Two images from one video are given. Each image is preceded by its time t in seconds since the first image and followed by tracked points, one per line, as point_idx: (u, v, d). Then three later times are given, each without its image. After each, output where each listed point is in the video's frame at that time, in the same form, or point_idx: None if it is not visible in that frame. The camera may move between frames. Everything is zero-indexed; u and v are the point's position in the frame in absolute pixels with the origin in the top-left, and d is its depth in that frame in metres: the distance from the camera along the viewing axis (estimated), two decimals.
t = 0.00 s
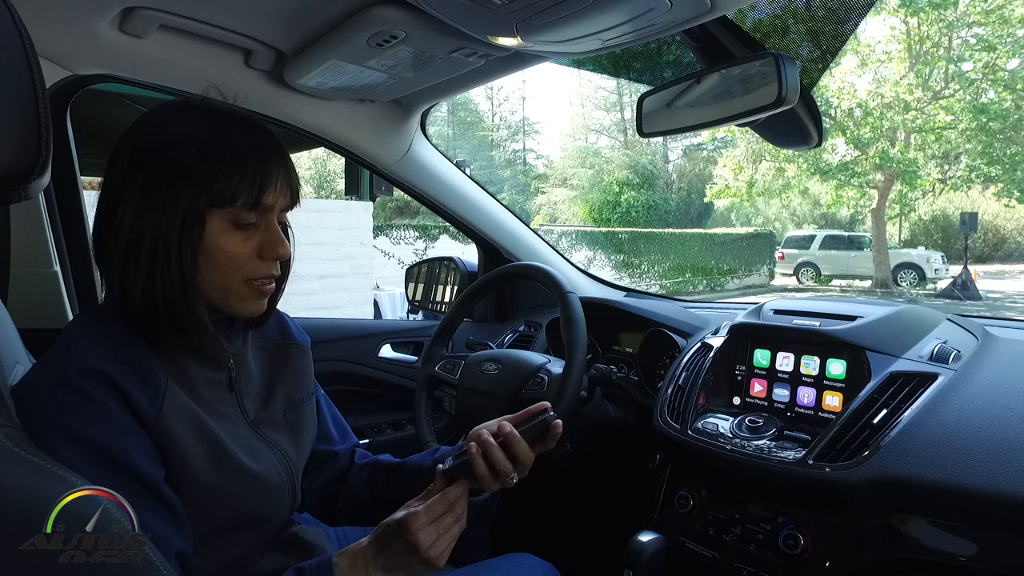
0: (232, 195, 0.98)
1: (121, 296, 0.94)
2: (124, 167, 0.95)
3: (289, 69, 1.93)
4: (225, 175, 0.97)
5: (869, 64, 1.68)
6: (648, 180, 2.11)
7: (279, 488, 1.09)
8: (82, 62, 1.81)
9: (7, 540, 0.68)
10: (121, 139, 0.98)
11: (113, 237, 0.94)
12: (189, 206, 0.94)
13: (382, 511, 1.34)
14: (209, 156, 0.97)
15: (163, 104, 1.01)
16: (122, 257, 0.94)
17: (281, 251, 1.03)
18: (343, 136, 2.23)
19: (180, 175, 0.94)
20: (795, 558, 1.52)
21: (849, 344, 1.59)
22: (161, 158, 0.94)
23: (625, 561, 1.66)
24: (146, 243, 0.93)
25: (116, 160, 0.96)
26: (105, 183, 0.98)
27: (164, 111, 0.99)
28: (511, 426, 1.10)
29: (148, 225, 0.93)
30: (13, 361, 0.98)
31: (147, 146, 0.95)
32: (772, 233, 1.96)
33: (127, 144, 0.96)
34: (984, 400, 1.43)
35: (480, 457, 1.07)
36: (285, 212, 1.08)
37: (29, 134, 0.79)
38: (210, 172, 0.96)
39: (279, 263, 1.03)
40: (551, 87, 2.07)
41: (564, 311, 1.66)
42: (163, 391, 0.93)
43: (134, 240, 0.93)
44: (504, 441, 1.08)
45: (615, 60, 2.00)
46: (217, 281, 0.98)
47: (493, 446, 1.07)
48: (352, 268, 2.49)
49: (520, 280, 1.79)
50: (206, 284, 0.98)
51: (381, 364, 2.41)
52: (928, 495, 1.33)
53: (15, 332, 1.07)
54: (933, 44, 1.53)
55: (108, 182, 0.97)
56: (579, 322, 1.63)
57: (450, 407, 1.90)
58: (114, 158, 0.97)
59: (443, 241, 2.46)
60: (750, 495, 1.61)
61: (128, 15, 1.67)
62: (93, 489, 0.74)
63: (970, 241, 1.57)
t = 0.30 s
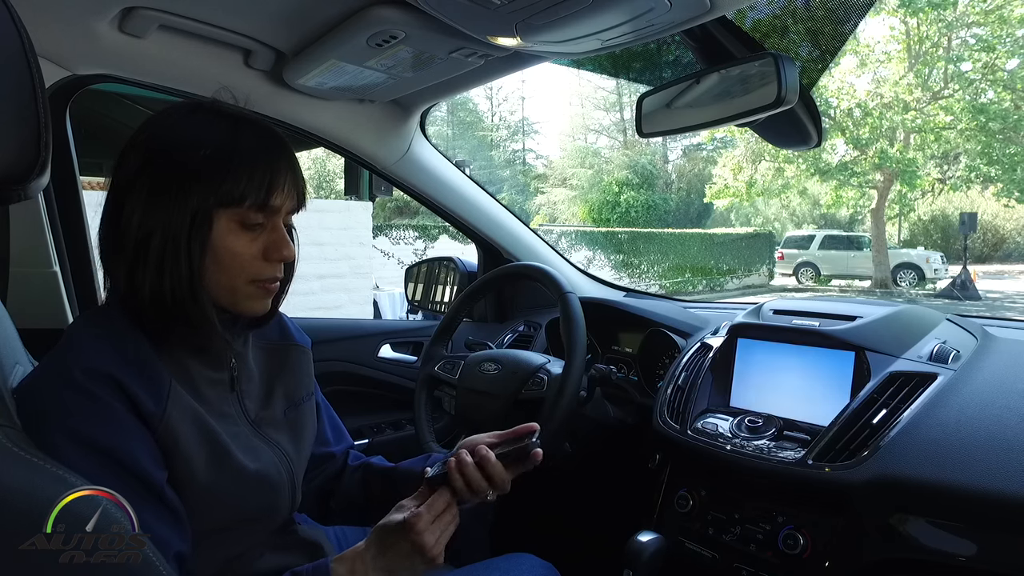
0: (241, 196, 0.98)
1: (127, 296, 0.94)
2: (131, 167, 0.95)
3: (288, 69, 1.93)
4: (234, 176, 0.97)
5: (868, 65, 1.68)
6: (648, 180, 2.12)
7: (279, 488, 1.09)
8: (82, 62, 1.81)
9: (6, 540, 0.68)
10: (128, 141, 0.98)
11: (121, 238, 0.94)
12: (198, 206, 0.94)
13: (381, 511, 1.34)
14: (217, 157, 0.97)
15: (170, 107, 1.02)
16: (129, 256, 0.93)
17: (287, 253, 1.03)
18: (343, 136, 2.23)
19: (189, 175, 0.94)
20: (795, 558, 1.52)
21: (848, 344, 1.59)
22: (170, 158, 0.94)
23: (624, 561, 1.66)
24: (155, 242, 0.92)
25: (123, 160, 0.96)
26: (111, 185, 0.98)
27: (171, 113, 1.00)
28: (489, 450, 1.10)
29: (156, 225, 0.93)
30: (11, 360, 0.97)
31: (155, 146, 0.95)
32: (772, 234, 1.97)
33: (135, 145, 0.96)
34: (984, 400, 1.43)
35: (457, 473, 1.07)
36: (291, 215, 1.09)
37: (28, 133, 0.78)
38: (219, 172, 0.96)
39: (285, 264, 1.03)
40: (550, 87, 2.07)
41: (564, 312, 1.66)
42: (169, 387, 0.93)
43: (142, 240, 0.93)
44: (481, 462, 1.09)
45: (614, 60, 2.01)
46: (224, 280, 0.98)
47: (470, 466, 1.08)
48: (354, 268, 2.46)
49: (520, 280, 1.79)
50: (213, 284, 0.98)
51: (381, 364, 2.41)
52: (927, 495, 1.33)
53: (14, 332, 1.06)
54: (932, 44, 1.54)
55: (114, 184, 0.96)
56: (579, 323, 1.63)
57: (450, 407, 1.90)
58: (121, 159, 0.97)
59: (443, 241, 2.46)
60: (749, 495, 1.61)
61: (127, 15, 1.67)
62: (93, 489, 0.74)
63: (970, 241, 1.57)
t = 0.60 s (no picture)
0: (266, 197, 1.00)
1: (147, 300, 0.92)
2: (149, 185, 0.91)
3: (288, 69, 1.93)
4: (258, 177, 0.99)
5: (868, 64, 1.68)
6: (648, 180, 2.15)
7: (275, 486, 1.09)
8: (81, 62, 1.81)
9: (7, 540, 0.68)
10: (125, 152, 0.93)
11: (143, 256, 0.91)
12: (231, 218, 0.95)
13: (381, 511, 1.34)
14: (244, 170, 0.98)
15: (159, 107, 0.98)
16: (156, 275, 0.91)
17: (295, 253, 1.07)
18: (342, 136, 2.23)
19: (215, 185, 0.94)
20: (794, 558, 1.52)
21: (847, 345, 1.59)
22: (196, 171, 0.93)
23: (624, 561, 1.66)
24: (188, 256, 0.92)
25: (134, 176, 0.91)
26: (112, 201, 0.92)
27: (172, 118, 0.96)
28: (477, 427, 1.22)
29: (190, 241, 0.92)
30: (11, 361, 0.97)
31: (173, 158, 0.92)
32: (771, 234, 1.96)
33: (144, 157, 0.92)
34: (983, 401, 1.43)
35: (450, 451, 1.17)
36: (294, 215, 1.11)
37: (27, 133, 0.78)
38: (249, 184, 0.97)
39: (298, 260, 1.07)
40: (549, 87, 2.06)
41: (563, 312, 1.66)
42: (171, 387, 0.92)
43: (173, 257, 0.91)
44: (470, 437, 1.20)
45: (613, 61, 2.01)
46: (251, 287, 0.99)
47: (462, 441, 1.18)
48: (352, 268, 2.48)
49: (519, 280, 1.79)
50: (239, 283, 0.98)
51: (381, 364, 2.41)
52: (927, 495, 1.33)
53: (12, 332, 1.06)
54: (932, 44, 1.54)
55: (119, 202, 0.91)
56: (578, 323, 1.63)
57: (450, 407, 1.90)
58: (124, 173, 0.91)
59: (443, 241, 2.46)
60: (748, 495, 1.61)
61: (127, 16, 1.67)
62: (93, 489, 0.74)
63: (969, 241, 1.57)
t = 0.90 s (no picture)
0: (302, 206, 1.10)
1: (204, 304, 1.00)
2: (211, 217, 0.97)
3: (288, 70, 1.93)
4: (298, 189, 1.08)
5: (867, 64, 1.69)
6: (647, 180, 2.14)
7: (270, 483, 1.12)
8: (80, 62, 1.81)
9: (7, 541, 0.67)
10: (166, 183, 0.96)
11: (215, 282, 1.00)
12: (283, 229, 1.06)
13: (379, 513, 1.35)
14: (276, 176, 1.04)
15: (179, 121, 1.01)
16: (231, 295, 1.01)
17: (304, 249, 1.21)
18: (343, 136, 2.23)
19: (269, 201, 1.02)
20: (794, 559, 1.52)
21: (847, 345, 1.59)
22: (251, 193, 1.00)
23: (623, 561, 1.67)
24: (260, 273, 1.03)
25: (191, 211, 0.96)
26: (167, 238, 0.96)
27: (191, 134, 0.99)
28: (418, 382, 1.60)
29: (259, 261, 1.02)
30: (10, 360, 0.96)
31: (223, 185, 0.98)
32: (771, 234, 1.96)
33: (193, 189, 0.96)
34: (983, 401, 1.43)
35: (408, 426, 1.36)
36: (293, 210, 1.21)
37: (27, 133, 0.78)
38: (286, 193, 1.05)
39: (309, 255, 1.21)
40: (548, 87, 2.08)
41: (563, 313, 1.65)
42: (187, 382, 0.96)
43: (246, 277, 1.01)
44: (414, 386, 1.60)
45: (613, 61, 2.01)
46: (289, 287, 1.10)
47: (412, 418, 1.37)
48: (353, 268, 2.46)
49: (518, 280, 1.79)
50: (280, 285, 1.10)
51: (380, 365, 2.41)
52: (926, 495, 1.33)
53: (11, 332, 1.05)
54: (931, 44, 1.54)
55: (179, 238, 0.96)
56: (578, 323, 1.62)
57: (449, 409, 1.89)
58: (176, 209, 0.96)
59: (442, 241, 2.46)
60: (747, 495, 1.62)
61: (126, 16, 1.67)
62: (92, 489, 0.75)
63: (968, 242, 1.56)
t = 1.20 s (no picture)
0: (317, 203, 1.11)
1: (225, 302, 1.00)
2: (224, 221, 0.98)
3: (288, 70, 1.93)
4: (312, 186, 1.09)
5: (867, 64, 1.69)
6: (646, 180, 2.14)
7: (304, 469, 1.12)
8: (80, 61, 1.81)
9: (7, 540, 0.68)
10: (179, 190, 0.97)
11: (236, 281, 1.01)
12: (298, 228, 1.05)
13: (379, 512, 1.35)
14: (289, 176, 1.04)
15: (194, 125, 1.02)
16: (252, 294, 1.02)
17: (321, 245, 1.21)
18: (342, 136, 2.23)
19: (284, 200, 1.03)
20: (794, 559, 1.52)
21: (847, 345, 1.59)
22: (267, 193, 1.01)
23: (623, 561, 1.67)
24: (275, 269, 1.03)
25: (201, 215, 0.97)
26: (180, 246, 0.97)
27: (205, 138, 1.01)
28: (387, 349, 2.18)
29: (276, 259, 1.03)
30: (9, 361, 0.96)
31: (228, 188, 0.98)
32: (770, 234, 1.95)
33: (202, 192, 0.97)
34: (983, 400, 1.43)
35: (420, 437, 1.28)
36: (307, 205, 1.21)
37: (27, 133, 0.78)
38: (302, 190, 1.06)
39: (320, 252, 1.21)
40: (547, 87, 2.08)
41: (563, 313, 1.65)
42: (218, 373, 0.95)
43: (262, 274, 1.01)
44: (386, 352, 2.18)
45: (612, 61, 2.01)
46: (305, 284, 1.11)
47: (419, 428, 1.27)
48: (352, 267, 2.48)
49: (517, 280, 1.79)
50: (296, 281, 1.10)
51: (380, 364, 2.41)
52: (925, 495, 1.33)
53: (10, 331, 1.05)
54: (931, 44, 1.54)
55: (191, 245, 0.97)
56: (578, 323, 1.62)
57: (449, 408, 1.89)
58: (188, 214, 0.97)
59: (441, 242, 2.46)
60: (747, 495, 1.62)
61: (125, 16, 1.67)
62: (93, 489, 0.74)
63: (968, 241, 1.55)
